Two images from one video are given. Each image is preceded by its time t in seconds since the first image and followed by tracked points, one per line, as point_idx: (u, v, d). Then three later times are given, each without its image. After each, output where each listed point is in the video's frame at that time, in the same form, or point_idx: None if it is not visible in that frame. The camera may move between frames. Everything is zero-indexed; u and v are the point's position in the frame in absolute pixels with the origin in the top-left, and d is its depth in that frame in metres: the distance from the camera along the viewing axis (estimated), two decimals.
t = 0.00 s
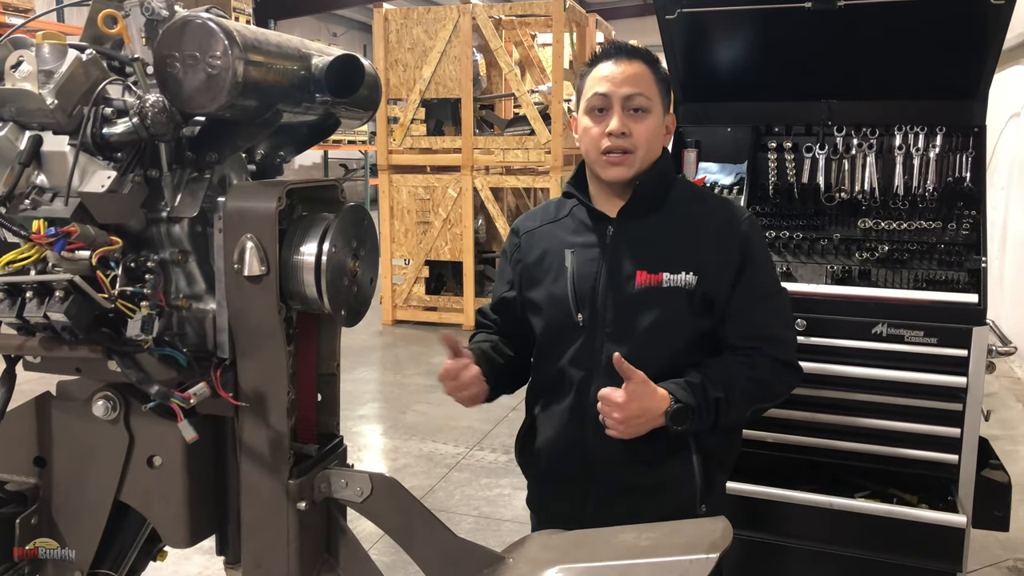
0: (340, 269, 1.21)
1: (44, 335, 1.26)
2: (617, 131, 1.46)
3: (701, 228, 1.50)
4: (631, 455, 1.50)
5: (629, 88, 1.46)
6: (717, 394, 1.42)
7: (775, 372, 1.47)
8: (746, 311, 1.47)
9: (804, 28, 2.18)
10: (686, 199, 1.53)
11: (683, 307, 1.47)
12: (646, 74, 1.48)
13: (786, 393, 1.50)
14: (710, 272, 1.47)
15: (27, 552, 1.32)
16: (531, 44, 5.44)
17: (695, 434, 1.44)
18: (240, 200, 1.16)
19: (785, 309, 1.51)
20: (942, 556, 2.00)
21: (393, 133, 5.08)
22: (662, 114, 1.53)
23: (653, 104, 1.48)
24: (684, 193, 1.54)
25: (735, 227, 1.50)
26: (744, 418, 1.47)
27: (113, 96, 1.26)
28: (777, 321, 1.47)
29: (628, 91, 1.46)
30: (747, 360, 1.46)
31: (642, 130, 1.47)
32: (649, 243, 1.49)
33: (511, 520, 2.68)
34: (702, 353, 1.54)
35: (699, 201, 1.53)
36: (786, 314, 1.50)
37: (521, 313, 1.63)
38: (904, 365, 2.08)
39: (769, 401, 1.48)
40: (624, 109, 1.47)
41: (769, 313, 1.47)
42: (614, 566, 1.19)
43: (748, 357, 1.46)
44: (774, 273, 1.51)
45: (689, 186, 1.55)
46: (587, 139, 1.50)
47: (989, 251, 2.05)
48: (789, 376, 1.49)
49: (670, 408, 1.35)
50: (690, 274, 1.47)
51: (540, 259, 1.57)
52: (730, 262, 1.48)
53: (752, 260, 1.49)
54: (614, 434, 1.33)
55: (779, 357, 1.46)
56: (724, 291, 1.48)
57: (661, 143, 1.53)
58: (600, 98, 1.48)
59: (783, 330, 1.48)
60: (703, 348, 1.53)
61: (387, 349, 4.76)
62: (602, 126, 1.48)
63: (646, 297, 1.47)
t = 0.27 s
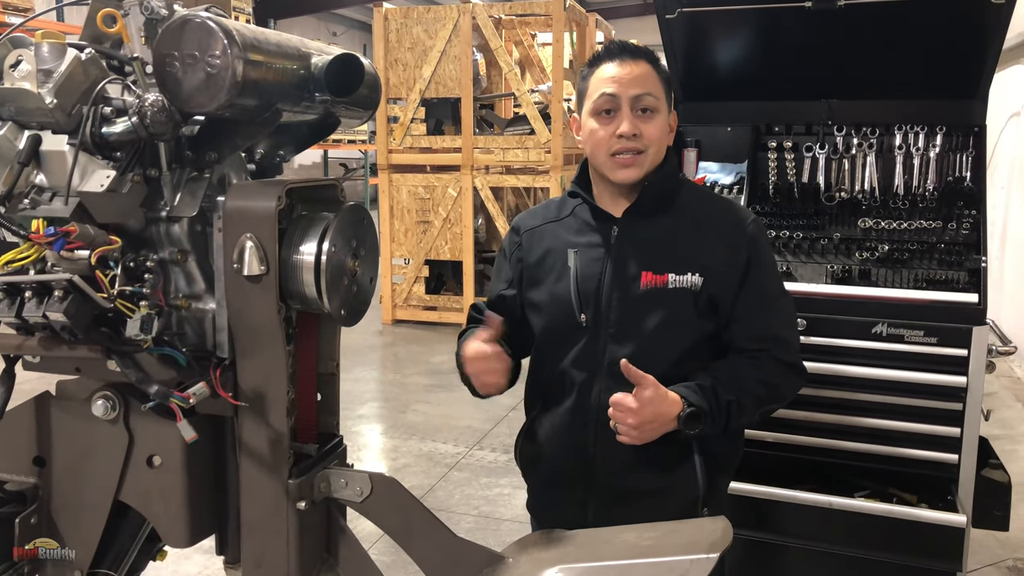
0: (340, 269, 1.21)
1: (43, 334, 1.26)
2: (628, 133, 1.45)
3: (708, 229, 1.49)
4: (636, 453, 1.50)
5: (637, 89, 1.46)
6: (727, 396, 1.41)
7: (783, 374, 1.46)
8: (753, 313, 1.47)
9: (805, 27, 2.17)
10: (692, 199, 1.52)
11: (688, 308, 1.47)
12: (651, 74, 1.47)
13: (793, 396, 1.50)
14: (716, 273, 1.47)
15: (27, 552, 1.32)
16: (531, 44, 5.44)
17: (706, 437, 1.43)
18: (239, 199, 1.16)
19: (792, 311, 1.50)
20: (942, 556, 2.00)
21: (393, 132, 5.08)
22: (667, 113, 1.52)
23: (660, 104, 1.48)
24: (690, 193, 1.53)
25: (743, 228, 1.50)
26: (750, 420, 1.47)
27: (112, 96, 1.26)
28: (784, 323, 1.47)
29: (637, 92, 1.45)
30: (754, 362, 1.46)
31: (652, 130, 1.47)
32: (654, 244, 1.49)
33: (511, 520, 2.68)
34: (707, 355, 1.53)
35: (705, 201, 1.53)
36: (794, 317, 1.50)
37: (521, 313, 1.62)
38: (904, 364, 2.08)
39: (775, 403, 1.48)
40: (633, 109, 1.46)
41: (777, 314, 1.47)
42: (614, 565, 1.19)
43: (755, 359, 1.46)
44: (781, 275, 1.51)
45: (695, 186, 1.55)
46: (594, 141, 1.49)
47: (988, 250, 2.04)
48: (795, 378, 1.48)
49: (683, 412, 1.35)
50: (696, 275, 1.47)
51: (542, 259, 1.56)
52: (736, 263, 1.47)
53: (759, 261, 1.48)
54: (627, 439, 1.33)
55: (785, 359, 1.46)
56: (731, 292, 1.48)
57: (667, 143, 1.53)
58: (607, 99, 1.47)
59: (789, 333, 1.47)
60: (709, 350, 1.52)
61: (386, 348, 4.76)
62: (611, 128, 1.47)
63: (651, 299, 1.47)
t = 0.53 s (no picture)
0: (340, 268, 1.21)
1: (44, 334, 1.26)
2: (617, 138, 1.45)
3: (711, 231, 1.49)
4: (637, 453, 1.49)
5: (632, 92, 1.45)
6: (731, 400, 1.42)
7: (786, 377, 1.47)
8: (756, 315, 1.47)
9: (804, 27, 2.17)
10: (694, 201, 1.53)
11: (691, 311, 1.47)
12: (648, 76, 1.46)
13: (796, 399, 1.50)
14: (719, 276, 1.47)
15: (27, 552, 1.32)
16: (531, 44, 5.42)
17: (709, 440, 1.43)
18: (240, 199, 1.16)
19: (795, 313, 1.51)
20: (942, 555, 2.00)
21: (393, 132, 5.08)
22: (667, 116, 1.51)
23: (656, 107, 1.47)
24: (692, 195, 1.53)
25: (746, 230, 1.50)
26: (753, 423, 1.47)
27: (112, 95, 1.26)
28: (787, 326, 1.47)
29: (630, 95, 1.44)
30: (757, 365, 1.46)
31: (644, 135, 1.46)
32: (656, 246, 1.49)
33: (511, 520, 2.68)
34: (709, 358, 1.54)
35: (707, 203, 1.53)
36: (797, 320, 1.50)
37: (522, 314, 1.62)
38: (904, 364, 2.08)
39: (778, 406, 1.48)
40: (626, 113, 1.45)
41: (780, 317, 1.47)
42: (615, 565, 1.19)
43: (759, 362, 1.46)
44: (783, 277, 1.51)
45: (698, 188, 1.55)
46: (588, 144, 1.49)
47: (988, 250, 2.04)
48: (798, 381, 1.48)
49: (687, 416, 1.35)
50: (699, 277, 1.47)
51: (543, 261, 1.56)
52: (739, 266, 1.48)
53: (762, 263, 1.48)
54: (631, 444, 1.34)
55: (789, 362, 1.46)
56: (734, 295, 1.48)
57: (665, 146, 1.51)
58: (601, 102, 1.47)
59: (792, 335, 1.48)
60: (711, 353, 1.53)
61: (386, 348, 4.76)
62: (603, 131, 1.47)
63: (653, 302, 1.47)
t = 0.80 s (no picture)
0: (341, 269, 1.21)
1: (45, 335, 1.26)
2: (613, 142, 1.45)
3: (709, 235, 1.49)
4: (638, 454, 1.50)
5: (625, 94, 1.45)
6: (726, 405, 1.42)
7: (785, 381, 1.46)
8: (755, 318, 1.47)
9: (804, 28, 2.18)
10: (692, 203, 1.52)
11: (689, 314, 1.47)
12: (642, 78, 1.46)
13: (797, 402, 1.50)
14: (716, 279, 1.47)
15: (27, 551, 1.32)
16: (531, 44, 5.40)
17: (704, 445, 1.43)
18: (240, 200, 1.16)
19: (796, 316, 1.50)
20: (942, 556, 2.00)
21: (394, 133, 5.08)
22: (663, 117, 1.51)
23: (651, 109, 1.47)
24: (689, 197, 1.53)
25: (743, 232, 1.49)
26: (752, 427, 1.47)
27: (113, 97, 1.26)
28: (787, 329, 1.47)
29: (624, 98, 1.44)
30: (756, 369, 1.46)
31: (640, 137, 1.46)
32: (653, 250, 1.49)
33: (511, 520, 2.69)
34: (709, 361, 1.53)
35: (706, 205, 1.52)
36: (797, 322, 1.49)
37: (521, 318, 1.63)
38: (904, 365, 2.08)
39: (778, 409, 1.48)
40: (621, 116, 1.46)
41: (779, 321, 1.46)
42: (615, 566, 1.19)
43: (757, 366, 1.46)
44: (783, 279, 1.50)
45: (696, 190, 1.54)
46: (585, 148, 1.49)
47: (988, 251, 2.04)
48: (798, 384, 1.47)
49: (680, 423, 1.35)
50: (697, 281, 1.47)
51: (542, 265, 1.57)
52: (737, 269, 1.47)
53: (760, 266, 1.48)
54: (622, 448, 1.34)
55: (788, 365, 1.46)
56: (732, 298, 1.48)
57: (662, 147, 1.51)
58: (596, 106, 1.47)
59: (792, 338, 1.47)
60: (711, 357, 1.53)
61: (387, 349, 4.77)
62: (599, 134, 1.47)
63: (651, 305, 1.47)
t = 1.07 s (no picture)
0: (341, 270, 1.21)
1: (45, 336, 1.26)
2: (622, 141, 1.45)
3: (711, 240, 1.49)
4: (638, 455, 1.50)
5: (634, 94, 1.45)
6: (727, 412, 1.42)
7: (785, 388, 1.46)
8: (755, 325, 1.47)
9: (803, 30, 2.18)
10: (693, 207, 1.53)
11: (690, 319, 1.47)
12: (650, 79, 1.47)
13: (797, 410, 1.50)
14: (717, 285, 1.47)
15: (26, 552, 1.32)
16: (530, 46, 5.31)
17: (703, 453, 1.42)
18: (241, 201, 1.16)
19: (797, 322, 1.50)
20: (942, 557, 2.00)
21: (393, 134, 5.09)
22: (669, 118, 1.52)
23: (659, 109, 1.47)
24: (691, 202, 1.53)
25: (745, 238, 1.50)
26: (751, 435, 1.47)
27: (114, 98, 1.26)
28: (787, 336, 1.47)
29: (633, 98, 1.45)
30: (755, 376, 1.46)
31: (647, 137, 1.46)
32: (654, 255, 1.49)
33: (511, 521, 2.69)
34: (709, 367, 1.53)
35: (707, 209, 1.53)
36: (799, 328, 1.49)
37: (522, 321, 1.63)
38: (903, 366, 2.08)
39: (777, 417, 1.48)
40: (630, 116, 1.46)
41: (779, 327, 1.46)
42: (615, 567, 1.19)
43: (757, 373, 1.46)
44: (784, 285, 1.50)
45: (697, 194, 1.54)
46: (591, 148, 1.49)
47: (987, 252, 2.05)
48: (798, 392, 1.47)
49: (679, 430, 1.33)
50: (698, 286, 1.47)
51: (543, 268, 1.57)
52: (739, 275, 1.48)
53: (761, 273, 1.49)
54: (621, 454, 1.33)
55: (788, 372, 1.46)
56: (733, 304, 1.48)
57: (668, 148, 1.53)
58: (604, 105, 1.47)
59: (793, 345, 1.47)
60: (712, 362, 1.53)
61: (387, 350, 4.77)
62: (606, 134, 1.47)
63: (651, 311, 1.47)
